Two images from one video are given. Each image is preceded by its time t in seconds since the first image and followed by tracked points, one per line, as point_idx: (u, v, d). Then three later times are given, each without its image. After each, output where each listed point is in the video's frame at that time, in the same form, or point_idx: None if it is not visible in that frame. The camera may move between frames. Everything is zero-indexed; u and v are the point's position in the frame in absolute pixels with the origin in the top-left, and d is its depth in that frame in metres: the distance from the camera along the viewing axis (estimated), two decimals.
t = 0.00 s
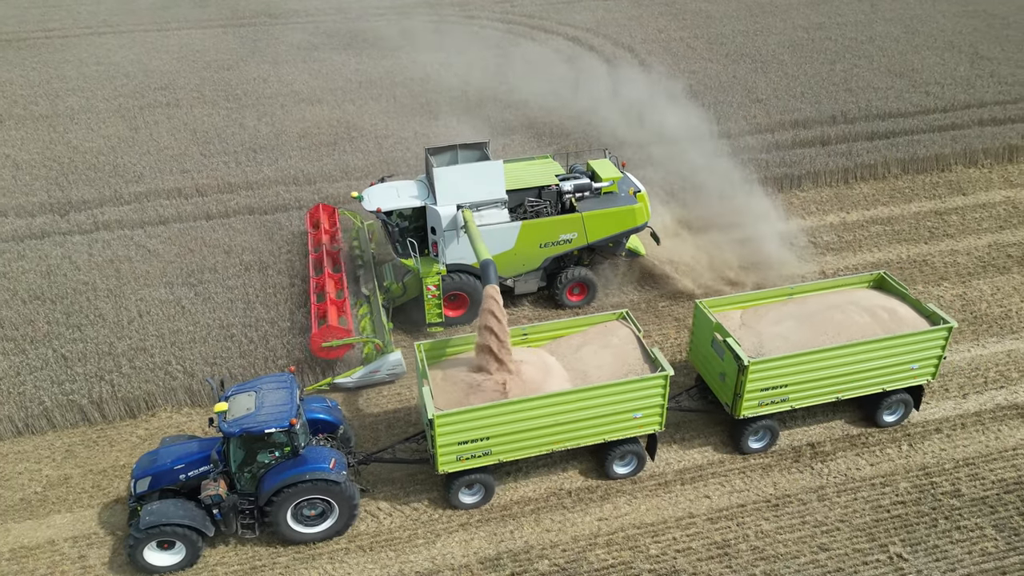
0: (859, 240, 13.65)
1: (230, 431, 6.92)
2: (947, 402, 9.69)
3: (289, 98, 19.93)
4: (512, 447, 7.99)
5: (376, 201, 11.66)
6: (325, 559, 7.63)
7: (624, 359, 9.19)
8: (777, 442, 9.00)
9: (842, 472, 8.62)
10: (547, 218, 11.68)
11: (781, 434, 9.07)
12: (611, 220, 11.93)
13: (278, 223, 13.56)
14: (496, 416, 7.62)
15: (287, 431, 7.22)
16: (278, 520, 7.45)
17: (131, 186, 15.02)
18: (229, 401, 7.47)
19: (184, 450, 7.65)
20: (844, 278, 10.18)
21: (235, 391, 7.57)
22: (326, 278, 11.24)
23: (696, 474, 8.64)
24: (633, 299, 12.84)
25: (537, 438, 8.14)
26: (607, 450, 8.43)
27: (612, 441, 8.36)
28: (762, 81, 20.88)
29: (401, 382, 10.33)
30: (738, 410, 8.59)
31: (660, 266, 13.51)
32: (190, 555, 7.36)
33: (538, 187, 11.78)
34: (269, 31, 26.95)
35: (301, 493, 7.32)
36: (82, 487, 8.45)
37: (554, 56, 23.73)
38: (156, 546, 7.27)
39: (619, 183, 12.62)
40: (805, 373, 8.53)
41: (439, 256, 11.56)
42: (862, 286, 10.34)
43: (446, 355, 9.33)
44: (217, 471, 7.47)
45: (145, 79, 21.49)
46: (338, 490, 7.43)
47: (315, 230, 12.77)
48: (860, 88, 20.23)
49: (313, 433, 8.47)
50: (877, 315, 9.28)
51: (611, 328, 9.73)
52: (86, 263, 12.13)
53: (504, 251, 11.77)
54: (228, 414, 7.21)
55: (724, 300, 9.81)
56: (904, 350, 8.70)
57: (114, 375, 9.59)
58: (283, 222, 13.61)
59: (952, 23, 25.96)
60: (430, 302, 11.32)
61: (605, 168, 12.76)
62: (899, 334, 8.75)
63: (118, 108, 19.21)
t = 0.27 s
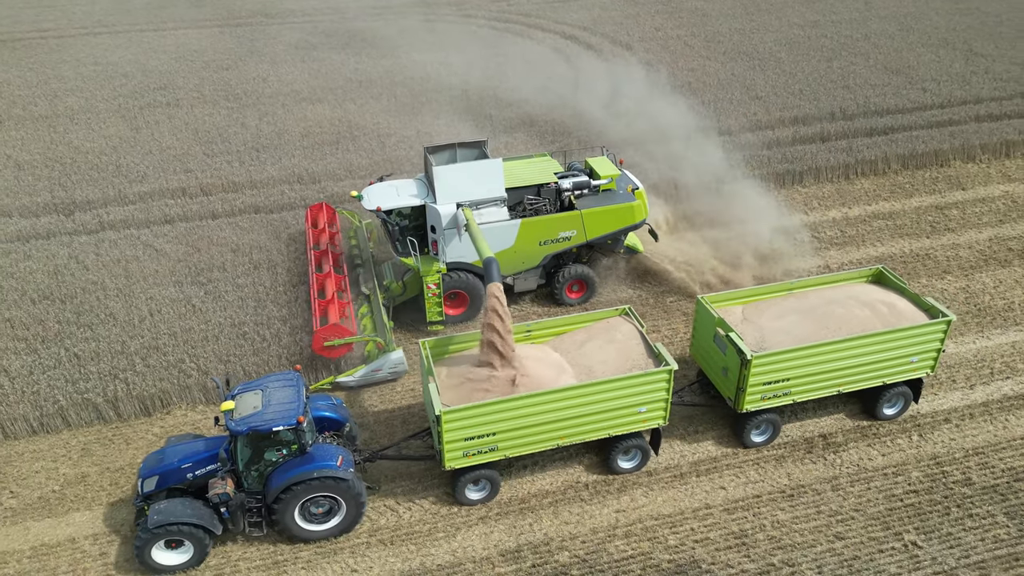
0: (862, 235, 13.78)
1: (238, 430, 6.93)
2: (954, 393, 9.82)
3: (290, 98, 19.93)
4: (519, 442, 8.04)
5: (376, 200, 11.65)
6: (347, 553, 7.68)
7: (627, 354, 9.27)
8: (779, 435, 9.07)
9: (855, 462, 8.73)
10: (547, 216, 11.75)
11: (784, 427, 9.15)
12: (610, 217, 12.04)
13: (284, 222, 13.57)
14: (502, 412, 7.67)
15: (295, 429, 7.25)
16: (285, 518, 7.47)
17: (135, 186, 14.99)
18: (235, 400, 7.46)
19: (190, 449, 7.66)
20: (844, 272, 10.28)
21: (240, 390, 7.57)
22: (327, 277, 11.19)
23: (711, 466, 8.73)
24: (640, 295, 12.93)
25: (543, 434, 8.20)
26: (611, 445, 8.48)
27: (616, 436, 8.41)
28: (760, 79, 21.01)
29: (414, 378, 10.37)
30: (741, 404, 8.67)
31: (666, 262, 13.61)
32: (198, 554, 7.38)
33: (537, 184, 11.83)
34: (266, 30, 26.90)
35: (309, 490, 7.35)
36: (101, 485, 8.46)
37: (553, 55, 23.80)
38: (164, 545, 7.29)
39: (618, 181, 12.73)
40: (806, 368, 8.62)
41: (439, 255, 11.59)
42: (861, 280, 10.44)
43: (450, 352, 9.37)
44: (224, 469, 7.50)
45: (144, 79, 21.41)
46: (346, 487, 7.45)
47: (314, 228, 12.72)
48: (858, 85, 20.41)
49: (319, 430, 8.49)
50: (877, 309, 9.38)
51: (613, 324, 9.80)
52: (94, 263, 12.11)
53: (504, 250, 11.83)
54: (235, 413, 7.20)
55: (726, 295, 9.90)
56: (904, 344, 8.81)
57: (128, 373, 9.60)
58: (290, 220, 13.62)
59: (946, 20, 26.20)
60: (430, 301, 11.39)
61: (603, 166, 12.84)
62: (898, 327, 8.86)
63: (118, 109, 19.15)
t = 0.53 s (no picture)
0: (864, 230, 13.93)
1: (247, 428, 6.93)
2: (961, 384, 9.97)
3: (290, 97, 19.93)
4: (525, 438, 8.07)
5: (375, 199, 11.63)
6: (368, 547, 7.74)
7: (630, 351, 9.33)
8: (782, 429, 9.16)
9: (867, 453, 8.84)
10: (546, 214, 11.82)
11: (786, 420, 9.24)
12: (607, 215, 12.18)
13: (291, 221, 13.59)
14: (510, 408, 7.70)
15: (303, 427, 7.27)
16: (293, 516, 7.47)
17: (139, 186, 14.96)
18: (242, 398, 7.46)
19: (197, 447, 7.68)
20: (843, 267, 10.38)
21: (246, 389, 7.56)
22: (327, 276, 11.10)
23: (725, 458, 8.83)
24: (646, 290, 13.03)
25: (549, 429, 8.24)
26: (615, 440, 8.54)
27: (621, 431, 8.47)
28: (758, 76, 21.16)
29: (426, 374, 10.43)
30: (744, 398, 8.74)
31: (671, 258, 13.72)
32: (205, 553, 7.36)
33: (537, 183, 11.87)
34: (263, 30, 26.86)
35: (317, 488, 7.36)
36: (119, 482, 8.48)
37: (551, 54, 23.88)
38: (172, 545, 7.26)
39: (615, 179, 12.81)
40: (809, 361, 8.70)
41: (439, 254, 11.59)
42: (860, 275, 10.55)
43: (453, 349, 9.38)
44: (232, 468, 7.52)
45: (143, 79, 21.35)
46: (353, 485, 7.47)
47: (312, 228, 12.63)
48: (855, 82, 20.59)
49: (325, 429, 8.54)
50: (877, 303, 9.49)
51: (616, 320, 9.87)
52: (102, 262, 12.10)
53: (504, 248, 11.89)
54: (243, 411, 7.20)
55: (727, 290, 9.96)
56: (904, 337, 8.92)
57: (142, 372, 9.62)
58: (296, 219, 13.65)
59: (939, 18, 26.44)
60: (431, 299, 11.53)
61: (601, 163, 12.88)
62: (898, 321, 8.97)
63: (118, 109, 19.09)
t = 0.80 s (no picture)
0: (868, 225, 14.07)
1: (255, 426, 6.98)
2: (969, 375, 10.10)
3: (291, 97, 19.92)
4: (531, 434, 8.12)
5: (375, 199, 11.67)
6: (390, 541, 7.79)
7: (635, 346, 9.37)
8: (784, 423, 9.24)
9: (879, 444, 8.95)
10: (545, 212, 11.89)
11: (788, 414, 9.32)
12: (607, 213, 12.24)
13: (298, 220, 13.61)
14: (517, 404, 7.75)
15: (310, 425, 7.30)
16: (301, 514, 7.48)
17: (144, 186, 14.93)
18: (249, 397, 7.51)
19: (205, 447, 7.67)
20: (842, 263, 10.48)
21: (254, 388, 7.62)
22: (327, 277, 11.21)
23: (740, 450, 8.93)
24: (653, 287, 13.11)
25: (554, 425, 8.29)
26: (621, 435, 8.58)
27: (626, 427, 8.51)
28: (757, 74, 21.30)
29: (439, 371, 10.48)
30: (747, 393, 8.80)
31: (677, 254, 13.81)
32: (214, 552, 7.35)
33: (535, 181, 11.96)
34: (260, 30, 26.81)
35: (325, 486, 7.36)
36: (137, 480, 8.50)
37: (550, 53, 23.96)
38: (180, 544, 7.25)
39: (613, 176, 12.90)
40: (811, 356, 8.78)
41: (439, 252, 11.64)
42: (858, 271, 10.65)
43: (457, 347, 9.42)
44: (240, 467, 7.50)
45: (142, 80, 21.28)
46: (361, 482, 7.46)
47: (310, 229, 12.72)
48: (853, 80, 20.76)
49: (332, 428, 8.55)
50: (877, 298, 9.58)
51: (620, 317, 9.93)
52: (110, 262, 12.08)
53: (504, 246, 11.95)
54: (250, 410, 7.26)
55: (729, 286, 10.01)
56: (904, 331, 9.01)
57: (156, 371, 9.63)
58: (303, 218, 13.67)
59: (933, 15, 26.67)
60: (431, 298, 11.50)
61: (599, 160, 12.88)
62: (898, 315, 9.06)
63: (119, 109, 19.03)
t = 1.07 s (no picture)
0: (870, 220, 14.21)
1: (263, 426, 6.96)
2: (976, 366, 10.24)
3: (291, 96, 19.91)
4: (537, 431, 8.15)
5: (375, 198, 11.67)
6: (410, 536, 7.84)
7: (639, 343, 9.43)
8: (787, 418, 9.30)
9: (890, 435, 9.07)
10: (545, 210, 11.97)
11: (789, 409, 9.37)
12: (605, 210, 12.32)
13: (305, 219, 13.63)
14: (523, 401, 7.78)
15: (318, 424, 7.27)
16: (308, 513, 7.49)
17: (148, 186, 14.91)
18: (255, 397, 7.43)
19: (212, 447, 7.63)
20: (842, 258, 10.56)
21: (260, 386, 7.54)
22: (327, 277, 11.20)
23: (754, 442, 9.02)
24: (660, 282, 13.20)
25: (560, 422, 8.32)
26: (625, 431, 8.63)
27: (631, 423, 8.55)
28: (755, 72, 21.44)
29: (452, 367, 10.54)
30: (750, 388, 8.87)
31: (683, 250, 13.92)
32: (222, 552, 7.35)
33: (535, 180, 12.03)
34: (257, 30, 26.75)
35: (333, 485, 7.38)
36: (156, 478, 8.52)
37: (548, 52, 24.03)
38: (188, 544, 7.23)
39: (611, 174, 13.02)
40: (813, 351, 8.85)
41: (439, 251, 11.66)
42: (858, 266, 10.74)
43: (461, 345, 9.46)
44: (248, 466, 7.49)
45: (141, 80, 21.22)
46: (369, 480, 7.50)
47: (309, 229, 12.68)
48: (850, 77, 20.93)
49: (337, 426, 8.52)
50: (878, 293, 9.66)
51: (623, 313, 10.00)
52: (118, 262, 12.07)
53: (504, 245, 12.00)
54: (257, 410, 7.20)
55: (731, 282, 10.06)
56: (904, 325, 9.09)
57: (170, 369, 9.64)
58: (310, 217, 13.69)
59: (927, 12, 26.90)
60: (432, 297, 11.56)
61: (597, 160, 13.09)
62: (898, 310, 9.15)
63: (119, 110, 18.97)
